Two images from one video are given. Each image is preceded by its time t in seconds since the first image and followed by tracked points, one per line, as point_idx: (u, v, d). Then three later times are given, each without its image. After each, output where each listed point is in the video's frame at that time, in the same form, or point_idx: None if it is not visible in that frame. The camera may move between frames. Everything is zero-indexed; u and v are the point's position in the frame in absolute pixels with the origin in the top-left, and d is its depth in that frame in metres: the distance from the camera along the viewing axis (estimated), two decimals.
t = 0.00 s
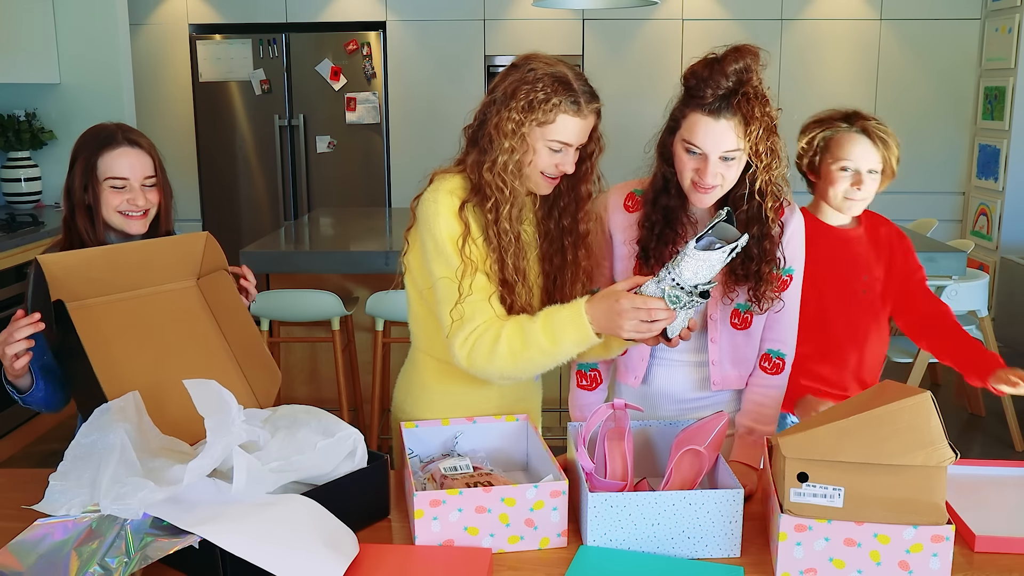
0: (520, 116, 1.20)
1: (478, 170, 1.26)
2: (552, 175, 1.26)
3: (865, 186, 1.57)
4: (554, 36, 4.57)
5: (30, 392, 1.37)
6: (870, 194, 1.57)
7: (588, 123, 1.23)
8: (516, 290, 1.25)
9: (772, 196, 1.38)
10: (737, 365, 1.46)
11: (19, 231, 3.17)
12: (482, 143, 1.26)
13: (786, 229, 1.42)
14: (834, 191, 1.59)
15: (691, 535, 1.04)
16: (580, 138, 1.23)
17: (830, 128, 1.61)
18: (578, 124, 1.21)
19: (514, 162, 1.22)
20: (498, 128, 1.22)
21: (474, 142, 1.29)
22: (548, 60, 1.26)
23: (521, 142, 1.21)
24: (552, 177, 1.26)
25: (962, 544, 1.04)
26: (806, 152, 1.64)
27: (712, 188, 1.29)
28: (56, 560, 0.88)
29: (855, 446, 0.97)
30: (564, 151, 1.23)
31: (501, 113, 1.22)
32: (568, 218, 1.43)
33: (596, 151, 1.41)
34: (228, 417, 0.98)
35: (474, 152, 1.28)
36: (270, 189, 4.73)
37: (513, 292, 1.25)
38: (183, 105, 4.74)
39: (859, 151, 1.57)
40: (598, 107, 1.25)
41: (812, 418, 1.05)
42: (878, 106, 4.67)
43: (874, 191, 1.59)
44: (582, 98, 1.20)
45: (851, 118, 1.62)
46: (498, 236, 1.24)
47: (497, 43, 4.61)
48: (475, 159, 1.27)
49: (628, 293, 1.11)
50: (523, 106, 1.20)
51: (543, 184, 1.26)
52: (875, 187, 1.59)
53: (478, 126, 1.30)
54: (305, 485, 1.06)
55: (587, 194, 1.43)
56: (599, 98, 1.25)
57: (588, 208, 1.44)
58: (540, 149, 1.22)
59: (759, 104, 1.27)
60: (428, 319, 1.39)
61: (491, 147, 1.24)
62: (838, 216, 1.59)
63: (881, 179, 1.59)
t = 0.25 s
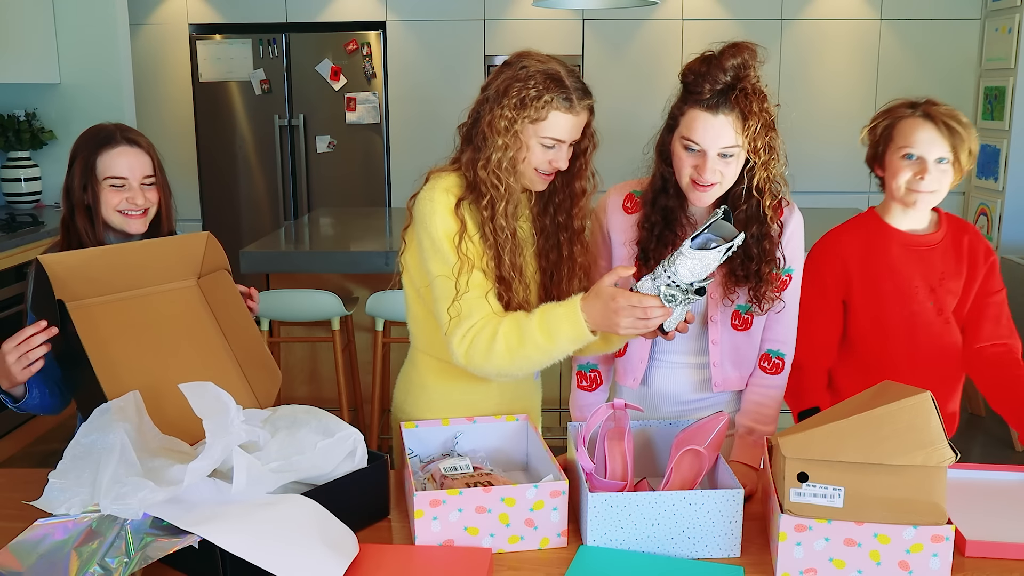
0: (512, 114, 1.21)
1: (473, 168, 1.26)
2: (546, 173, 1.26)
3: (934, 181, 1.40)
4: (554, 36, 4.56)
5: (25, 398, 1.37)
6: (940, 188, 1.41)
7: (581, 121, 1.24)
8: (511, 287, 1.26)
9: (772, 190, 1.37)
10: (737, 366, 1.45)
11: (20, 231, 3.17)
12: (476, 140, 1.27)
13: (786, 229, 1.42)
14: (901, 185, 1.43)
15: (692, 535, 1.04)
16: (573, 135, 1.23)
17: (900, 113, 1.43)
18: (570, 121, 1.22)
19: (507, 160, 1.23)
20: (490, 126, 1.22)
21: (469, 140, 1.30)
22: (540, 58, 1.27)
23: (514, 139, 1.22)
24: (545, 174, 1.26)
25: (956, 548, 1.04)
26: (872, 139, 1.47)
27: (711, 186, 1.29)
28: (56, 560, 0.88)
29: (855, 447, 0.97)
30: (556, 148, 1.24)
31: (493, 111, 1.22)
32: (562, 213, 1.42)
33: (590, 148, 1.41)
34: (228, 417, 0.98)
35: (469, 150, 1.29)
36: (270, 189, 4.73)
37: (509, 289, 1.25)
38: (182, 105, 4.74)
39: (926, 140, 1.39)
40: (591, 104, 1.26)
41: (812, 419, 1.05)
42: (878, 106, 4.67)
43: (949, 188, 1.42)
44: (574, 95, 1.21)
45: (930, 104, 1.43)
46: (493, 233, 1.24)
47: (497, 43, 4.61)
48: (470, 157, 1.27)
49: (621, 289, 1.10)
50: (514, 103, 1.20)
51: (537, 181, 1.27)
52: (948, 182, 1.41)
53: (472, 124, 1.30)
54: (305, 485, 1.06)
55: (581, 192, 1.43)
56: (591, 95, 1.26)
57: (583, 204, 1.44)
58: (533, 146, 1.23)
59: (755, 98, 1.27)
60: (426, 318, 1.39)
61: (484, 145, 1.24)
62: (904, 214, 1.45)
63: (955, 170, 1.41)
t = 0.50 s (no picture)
0: (492, 104, 1.22)
1: (459, 160, 1.28)
2: (532, 164, 1.27)
3: (978, 192, 1.31)
4: (554, 36, 4.56)
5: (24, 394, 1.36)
6: (987, 200, 1.32)
7: (563, 107, 1.24)
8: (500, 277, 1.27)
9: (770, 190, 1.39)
10: (737, 366, 1.45)
11: (19, 232, 3.17)
12: (461, 133, 1.29)
13: (786, 230, 1.42)
14: (947, 193, 1.35)
15: (691, 535, 1.04)
16: (555, 123, 1.24)
17: (956, 114, 1.34)
18: (552, 109, 1.22)
19: (491, 150, 1.24)
20: (472, 118, 1.24)
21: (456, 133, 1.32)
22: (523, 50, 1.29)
23: (497, 128, 1.23)
24: (531, 164, 1.27)
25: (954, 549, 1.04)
26: (928, 142, 1.39)
27: (710, 184, 1.29)
28: (56, 560, 0.88)
29: (857, 447, 0.97)
30: (540, 136, 1.24)
31: (474, 102, 1.24)
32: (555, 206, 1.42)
33: (577, 139, 1.40)
34: (228, 417, 0.98)
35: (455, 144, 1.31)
36: (271, 189, 4.73)
37: (497, 279, 1.27)
38: (182, 105, 4.74)
39: (972, 149, 1.30)
40: (573, 91, 1.26)
41: (812, 419, 1.05)
42: (878, 106, 4.67)
43: (998, 204, 1.32)
44: (554, 82, 1.22)
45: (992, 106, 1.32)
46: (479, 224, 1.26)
47: (496, 43, 4.60)
48: (455, 150, 1.29)
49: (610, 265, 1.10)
50: (494, 94, 1.22)
51: (524, 172, 1.28)
52: (998, 196, 1.31)
53: (459, 118, 1.32)
54: (305, 485, 1.06)
55: (571, 184, 1.43)
56: (572, 82, 1.27)
57: (575, 197, 1.43)
58: (516, 135, 1.24)
59: (756, 95, 1.27)
60: (420, 315, 1.39)
61: (468, 137, 1.26)
62: (950, 225, 1.38)
63: (1005, 186, 1.29)
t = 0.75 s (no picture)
0: (476, 97, 1.23)
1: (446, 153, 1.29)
2: (520, 156, 1.28)
3: (980, 190, 1.13)
4: (554, 36, 4.56)
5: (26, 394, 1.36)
6: (993, 202, 1.12)
7: (548, 99, 1.25)
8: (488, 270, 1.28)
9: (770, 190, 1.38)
10: (738, 367, 1.45)
11: (19, 231, 3.17)
12: (448, 127, 1.30)
13: (786, 230, 1.43)
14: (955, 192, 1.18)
15: (691, 535, 1.04)
16: (541, 115, 1.25)
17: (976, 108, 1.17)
18: (536, 100, 1.23)
19: (477, 142, 1.25)
20: (457, 111, 1.26)
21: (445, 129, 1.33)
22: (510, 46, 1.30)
23: (482, 120, 1.24)
24: (518, 157, 1.28)
25: (954, 549, 1.04)
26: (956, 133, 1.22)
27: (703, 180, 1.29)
28: (56, 560, 0.88)
29: (856, 447, 0.97)
30: (524, 127, 1.25)
31: (459, 96, 1.26)
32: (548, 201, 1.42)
33: (567, 131, 1.41)
34: (227, 417, 0.98)
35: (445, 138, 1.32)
36: (271, 189, 4.74)
37: (484, 272, 1.27)
38: (183, 105, 4.74)
39: (975, 144, 1.13)
40: (556, 82, 1.27)
41: (812, 418, 1.05)
42: (878, 106, 4.67)
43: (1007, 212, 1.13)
44: (536, 72, 1.23)
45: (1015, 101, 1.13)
46: (465, 217, 1.27)
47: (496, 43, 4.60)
48: (444, 144, 1.31)
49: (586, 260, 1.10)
50: (476, 86, 1.24)
51: (510, 165, 1.29)
52: (1004, 200, 1.12)
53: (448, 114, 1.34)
54: (305, 485, 1.06)
55: (561, 178, 1.43)
56: (556, 74, 1.28)
57: (565, 191, 1.43)
58: (501, 127, 1.25)
59: (755, 90, 1.28)
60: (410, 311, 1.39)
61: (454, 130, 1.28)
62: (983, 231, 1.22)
63: (1009, 190, 1.11)
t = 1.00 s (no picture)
0: (460, 92, 1.29)
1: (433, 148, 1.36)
2: (507, 147, 1.31)
3: (983, 216, 1.09)
4: (554, 36, 4.56)
5: (25, 393, 1.37)
6: (996, 230, 1.08)
7: (530, 88, 1.28)
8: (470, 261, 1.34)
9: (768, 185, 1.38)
10: (738, 367, 1.45)
11: (19, 231, 3.17)
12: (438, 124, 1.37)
13: (785, 231, 1.43)
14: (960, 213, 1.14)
15: (692, 535, 1.04)
16: (525, 104, 1.28)
17: (987, 130, 1.12)
18: (519, 90, 1.27)
19: (461, 135, 1.31)
20: (441, 107, 1.32)
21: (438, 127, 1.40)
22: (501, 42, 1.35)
23: (465, 115, 1.29)
24: (505, 148, 1.31)
25: (955, 549, 1.04)
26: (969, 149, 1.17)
27: (696, 175, 1.29)
28: (56, 559, 0.88)
29: (855, 447, 0.97)
30: (508, 117, 1.28)
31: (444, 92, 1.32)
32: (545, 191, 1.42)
33: (556, 126, 1.41)
34: (227, 418, 0.99)
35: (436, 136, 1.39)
36: (270, 189, 4.74)
37: (464, 263, 1.34)
38: (183, 105, 4.74)
39: (981, 168, 1.09)
40: (539, 73, 1.31)
41: (812, 418, 1.05)
42: (878, 106, 4.67)
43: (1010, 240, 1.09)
44: (515, 62, 1.27)
45: None
46: (450, 209, 1.33)
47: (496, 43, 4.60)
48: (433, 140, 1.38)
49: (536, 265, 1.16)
50: (457, 81, 1.30)
51: (497, 157, 1.32)
52: (1007, 228, 1.07)
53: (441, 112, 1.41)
54: (305, 485, 1.06)
55: (551, 172, 1.42)
56: (539, 65, 1.32)
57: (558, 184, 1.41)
58: (485, 119, 1.29)
59: (749, 86, 1.30)
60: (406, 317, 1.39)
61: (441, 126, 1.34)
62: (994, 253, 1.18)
63: (1010, 219, 1.06)
